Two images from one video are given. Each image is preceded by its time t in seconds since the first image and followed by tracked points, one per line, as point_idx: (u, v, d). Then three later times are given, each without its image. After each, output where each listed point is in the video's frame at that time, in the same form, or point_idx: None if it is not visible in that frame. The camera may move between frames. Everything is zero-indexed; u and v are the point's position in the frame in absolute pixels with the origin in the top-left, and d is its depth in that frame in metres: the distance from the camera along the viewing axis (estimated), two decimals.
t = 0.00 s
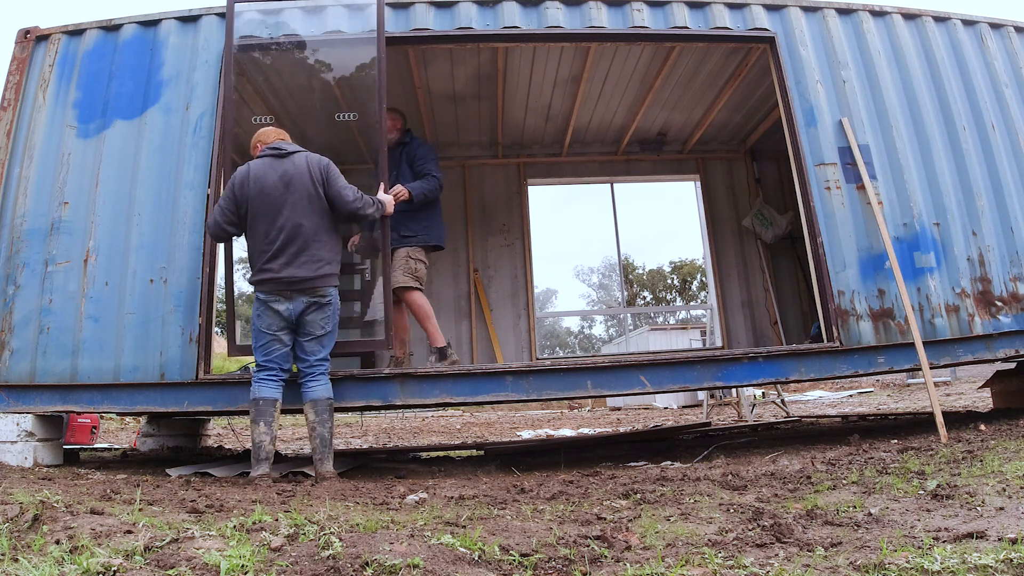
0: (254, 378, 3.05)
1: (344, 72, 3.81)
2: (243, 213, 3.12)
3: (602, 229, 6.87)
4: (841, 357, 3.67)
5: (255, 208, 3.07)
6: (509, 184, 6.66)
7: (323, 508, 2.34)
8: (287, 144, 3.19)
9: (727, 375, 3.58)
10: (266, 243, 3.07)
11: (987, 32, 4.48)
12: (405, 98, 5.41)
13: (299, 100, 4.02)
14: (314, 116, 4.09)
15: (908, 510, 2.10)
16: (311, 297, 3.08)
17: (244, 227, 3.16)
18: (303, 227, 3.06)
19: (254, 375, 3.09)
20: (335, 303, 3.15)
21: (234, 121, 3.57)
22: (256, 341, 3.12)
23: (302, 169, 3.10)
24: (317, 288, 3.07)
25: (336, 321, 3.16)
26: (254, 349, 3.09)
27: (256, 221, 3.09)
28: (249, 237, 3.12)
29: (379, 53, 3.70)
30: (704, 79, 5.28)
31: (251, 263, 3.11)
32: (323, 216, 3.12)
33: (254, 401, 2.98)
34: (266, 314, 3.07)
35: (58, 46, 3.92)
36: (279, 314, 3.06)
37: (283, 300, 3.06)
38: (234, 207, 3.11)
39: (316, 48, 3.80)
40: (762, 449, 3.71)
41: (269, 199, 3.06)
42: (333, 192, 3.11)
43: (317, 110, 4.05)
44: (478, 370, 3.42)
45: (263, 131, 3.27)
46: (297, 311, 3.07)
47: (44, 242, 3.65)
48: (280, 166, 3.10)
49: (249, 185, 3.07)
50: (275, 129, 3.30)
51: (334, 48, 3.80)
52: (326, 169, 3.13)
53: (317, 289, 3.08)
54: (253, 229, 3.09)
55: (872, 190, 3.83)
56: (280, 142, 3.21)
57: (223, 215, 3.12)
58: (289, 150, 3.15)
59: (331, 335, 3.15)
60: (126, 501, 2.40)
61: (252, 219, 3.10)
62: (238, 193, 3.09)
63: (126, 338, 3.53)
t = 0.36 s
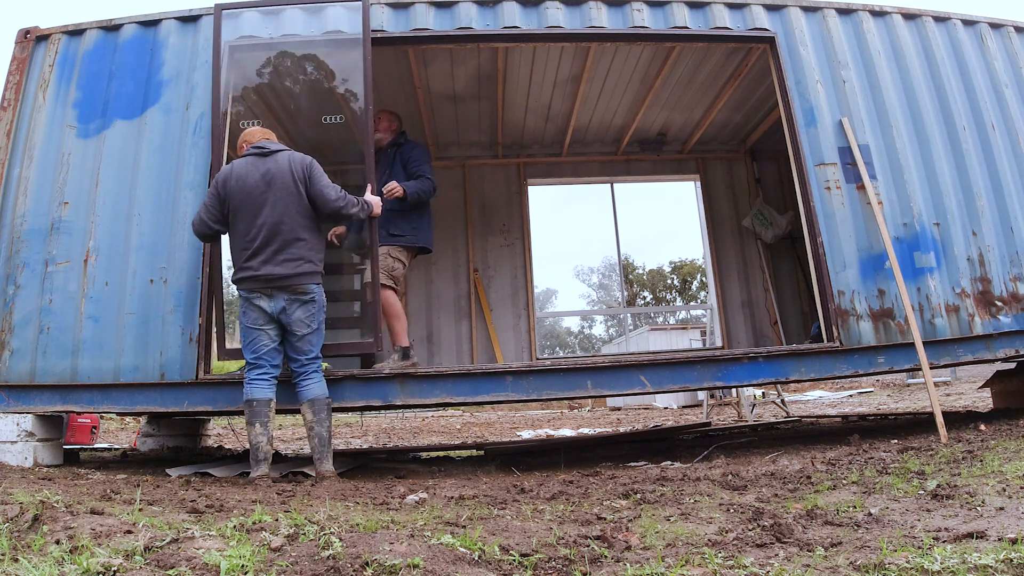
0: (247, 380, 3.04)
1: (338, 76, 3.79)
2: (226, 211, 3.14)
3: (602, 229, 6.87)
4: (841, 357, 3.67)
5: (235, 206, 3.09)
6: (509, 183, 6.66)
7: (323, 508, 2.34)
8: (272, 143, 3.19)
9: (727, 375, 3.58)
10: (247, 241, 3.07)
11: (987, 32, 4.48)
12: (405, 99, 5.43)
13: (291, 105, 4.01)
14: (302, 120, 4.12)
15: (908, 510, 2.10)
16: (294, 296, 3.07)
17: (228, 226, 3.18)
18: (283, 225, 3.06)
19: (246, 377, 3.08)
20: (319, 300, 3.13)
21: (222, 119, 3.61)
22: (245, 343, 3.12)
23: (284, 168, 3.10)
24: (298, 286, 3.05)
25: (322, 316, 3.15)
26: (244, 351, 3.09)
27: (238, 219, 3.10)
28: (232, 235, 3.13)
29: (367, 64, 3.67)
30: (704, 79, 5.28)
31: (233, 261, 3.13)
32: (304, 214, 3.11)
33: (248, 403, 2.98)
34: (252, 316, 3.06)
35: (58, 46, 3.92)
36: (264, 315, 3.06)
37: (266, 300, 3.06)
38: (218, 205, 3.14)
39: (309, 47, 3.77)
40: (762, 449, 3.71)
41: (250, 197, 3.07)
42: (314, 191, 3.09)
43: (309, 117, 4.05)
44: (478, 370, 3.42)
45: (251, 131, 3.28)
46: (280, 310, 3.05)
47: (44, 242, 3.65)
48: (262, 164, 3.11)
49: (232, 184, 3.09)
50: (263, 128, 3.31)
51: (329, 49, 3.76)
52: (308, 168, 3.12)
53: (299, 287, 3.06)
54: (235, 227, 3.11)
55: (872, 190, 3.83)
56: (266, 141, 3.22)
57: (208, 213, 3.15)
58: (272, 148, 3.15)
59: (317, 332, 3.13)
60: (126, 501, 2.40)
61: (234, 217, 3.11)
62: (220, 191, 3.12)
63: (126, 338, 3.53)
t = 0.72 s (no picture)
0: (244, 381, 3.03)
1: (337, 76, 3.73)
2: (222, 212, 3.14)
3: (602, 229, 6.87)
4: (841, 357, 3.66)
5: (231, 207, 3.10)
6: (509, 183, 6.66)
7: (323, 508, 2.34)
8: (267, 145, 3.19)
9: (727, 375, 3.58)
10: (241, 243, 3.08)
11: (987, 32, 4.48)
12: (406, 100, 5.44)
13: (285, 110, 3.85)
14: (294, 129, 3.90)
15: (908, 510, 2.10)
16: (290, 296, 3.07)
17: (224, 227, 3.18)
18: (276, 225, 3.06)
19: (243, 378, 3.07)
20: (314, 300, 3.14)
21: (222, 120, 3.60)
22: (240, 343, 3.12)
23: (279, 170, 3.10)
24: (293, 286, 3.06)
25: (317, 317, 3.15)
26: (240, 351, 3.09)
27: (233, 220, 3.10)
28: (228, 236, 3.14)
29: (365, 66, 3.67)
30: (703, 79, 5.28)
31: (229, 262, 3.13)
32: (298, 215, 3.11)
33: (246, 403, 2.97)
34: (248, 316, 3.07)
35: (58, 46, 3.92)
36: (261, 315, 3.06)
37: (262, 300, 3.06)
38: (214, 206, 3.15)
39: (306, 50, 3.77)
40: (762, 449, 3.71)
41: (245, 198, 3.07)
42: (308, 191, 3.09)
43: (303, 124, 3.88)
44: (478, 370, 3.42)
45: (247, 132, 3.28)
46: (276, 310, 3.06)
47: (44, 243, 3.65)
48: (257, 165, 3.11)
49: (227, 185, 3.09)
50: (260, 131, 3.32)
51: (327, 50, 3.75)
52: (302, 168, 3.12)
53: (294, 287, 3.06)
54: (230, 227, 3.12)
55: (872, 190, 3.83)
56: (261, 142, 3.22)
57: (204, 214, 3.15)
58: (267, 149, 3.15)
59: (313, 332, 3.14)
60: (126, 501, 2.41)
61: (229, 218, 3.12)
62: (216, 192, 3.13)
63: (126, 338, 3.53)
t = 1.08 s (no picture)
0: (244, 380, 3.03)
1: (338, 76, 3.71)
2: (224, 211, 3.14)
3: (602, 229, 6.87)
4: (841, 357, 3.66)
5: (232, 206, 3.10)
6: (509, 183, 6.66)
7: (323, 507, 2.34)
8: (270, 145, 3.19)
9: (727, 375, 3.58)
10: (242, 243, 3.08)
11: (987, 32, 4.48)
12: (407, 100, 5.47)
13: (281, 113, 3.72)
14: (288, 133, 3.71)
15: (908, 510, 2.10)
16: (290, 295, 3.07)
17: (226, 227, 3.18)
18: (277, 225, 3.06)
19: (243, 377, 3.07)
20: (315, 300, 3.14)
21: (225, 120, 3.61)
22: (240, 342, 3.11)
23: (281, 170, 3.10)
24: (294, 285, 3.06)
25: (317, 316, 3.15)
26: (240, 350, 3.09)
27: (234, 220, 3.10)
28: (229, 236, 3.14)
29: (365, 65, 3.67)
30: (703, 79, 5.28)
31: (229, 261, 3.13)
32: (299, 216, 3.11)
33: (247, 403, 2.97)
34: (248, 315, 3.06)
35: (58, 46, 3.92)
36: (261, 314, 3.06)
37: (262, 299, 3.06)
38: (216, 206, 3.15)
39: (305, 49, 3.74)
40: (762, 449, 3.71)
41: (247, 198, 3.07)
42: (309, 192, 3.09)
43: (300, 129, 3.69)
44: (478, 370, 3.42)
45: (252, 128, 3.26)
46: (276, 309, 3.05)
47: (44, 243, 3.65)
48: (259, 165, 3.11)
49: (229, 185, 3.09)
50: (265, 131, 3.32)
51: (327, 49, 3.74)
52: (304, 169, 3.12)
53: (295, 286, 3.06)
54: (231, 226, 3.12)
55: (872, 190, 3.83)
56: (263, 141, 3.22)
57: (205, 213, 3.15)
58: (270, 150, 3.15)
59: (314, 332, 3.13)
60: (127, 501, 2.41)
61: (230, 218, 3.12)
62: (218, 191, 3.13)
63: (126, 338, 3.53)
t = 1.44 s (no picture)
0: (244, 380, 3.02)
1: (338, 77, 3.70)
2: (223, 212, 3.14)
3: (602, 229, 6.87)
4: (842, 357, 3.66)
5: (232, 207, 3.10)
6: (509, 183, 6.66)
7: (323, 508, 2.34)
8: (270, 146, 3.20)
9: (727, 375, 3.58)
10: (241, 244, 3.08)
11: (987, 32, 4.48)
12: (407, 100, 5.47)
13: (281, 114, 3.69)
14: (288, 134, 3.68)
15: (908, 510, 2.10)
16: (289, 296, 3.07)
17: (226, 227, 3.18)
18: (277, 226, 3.06)
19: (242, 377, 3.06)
20: (314, 300, 3.14)
21: (225, 121, 3.62)
22: (240, 342, 3.11)
23: (281, 172, 3.10)
24: (293, 286, 3.06)
25: (317, 316, 3.15)
26: (240, 350, 3.09)
27: (234, 221, 3.10)
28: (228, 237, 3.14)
29: (366, 65, 3.68)
30: (703, 79, 5.28)
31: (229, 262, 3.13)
32: (298, 218, 3.11)
33: (246, 403, 2.97)
34: (248, 315, 3.06)
35: (58, 46, 3.92)
36: (261, 315, 3.06)
37: (262, 299, 3.06)
38: (216, 206, 3.15)
39: (305, 49, 3.74)
40: (763, 450, 3.71)
41: (247, 199, 3.07)
42: (309, 194, 3.09)
43: (300, 130, 3.67)
44: (478, 370, 3.42)
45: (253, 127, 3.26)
46: (276, 310, 3.06)
47: (44, 243, 3.65)
48: (259, 166, 3.12)
49: (229, 186, 3.10)
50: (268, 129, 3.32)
51: (327, 50, 3.73)
52: (304, 171, 3.12)
53: (294, 287, 3.06)
54: (231, 227, 3.11)
55: (872, 190, 3.83)
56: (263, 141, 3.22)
57: (206, 213, 3.15)
58: (270, 151, 3.16)
59: (313, 333, 3.13)
60: (127, 501, 2.41)
61: (230, 219, 3.12)
62: (218, 191, 3.13)
63: (126, 338, 3.53)
